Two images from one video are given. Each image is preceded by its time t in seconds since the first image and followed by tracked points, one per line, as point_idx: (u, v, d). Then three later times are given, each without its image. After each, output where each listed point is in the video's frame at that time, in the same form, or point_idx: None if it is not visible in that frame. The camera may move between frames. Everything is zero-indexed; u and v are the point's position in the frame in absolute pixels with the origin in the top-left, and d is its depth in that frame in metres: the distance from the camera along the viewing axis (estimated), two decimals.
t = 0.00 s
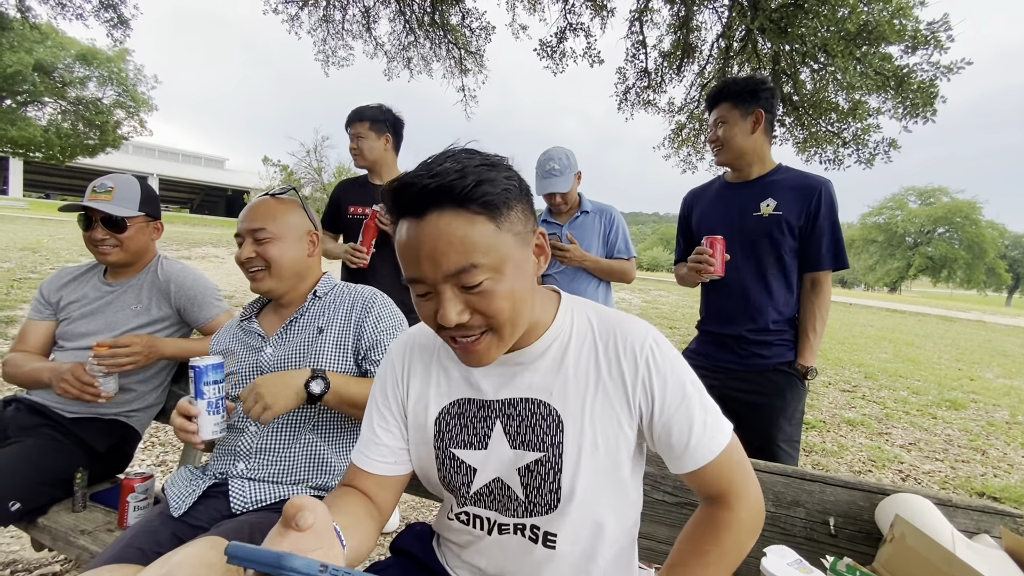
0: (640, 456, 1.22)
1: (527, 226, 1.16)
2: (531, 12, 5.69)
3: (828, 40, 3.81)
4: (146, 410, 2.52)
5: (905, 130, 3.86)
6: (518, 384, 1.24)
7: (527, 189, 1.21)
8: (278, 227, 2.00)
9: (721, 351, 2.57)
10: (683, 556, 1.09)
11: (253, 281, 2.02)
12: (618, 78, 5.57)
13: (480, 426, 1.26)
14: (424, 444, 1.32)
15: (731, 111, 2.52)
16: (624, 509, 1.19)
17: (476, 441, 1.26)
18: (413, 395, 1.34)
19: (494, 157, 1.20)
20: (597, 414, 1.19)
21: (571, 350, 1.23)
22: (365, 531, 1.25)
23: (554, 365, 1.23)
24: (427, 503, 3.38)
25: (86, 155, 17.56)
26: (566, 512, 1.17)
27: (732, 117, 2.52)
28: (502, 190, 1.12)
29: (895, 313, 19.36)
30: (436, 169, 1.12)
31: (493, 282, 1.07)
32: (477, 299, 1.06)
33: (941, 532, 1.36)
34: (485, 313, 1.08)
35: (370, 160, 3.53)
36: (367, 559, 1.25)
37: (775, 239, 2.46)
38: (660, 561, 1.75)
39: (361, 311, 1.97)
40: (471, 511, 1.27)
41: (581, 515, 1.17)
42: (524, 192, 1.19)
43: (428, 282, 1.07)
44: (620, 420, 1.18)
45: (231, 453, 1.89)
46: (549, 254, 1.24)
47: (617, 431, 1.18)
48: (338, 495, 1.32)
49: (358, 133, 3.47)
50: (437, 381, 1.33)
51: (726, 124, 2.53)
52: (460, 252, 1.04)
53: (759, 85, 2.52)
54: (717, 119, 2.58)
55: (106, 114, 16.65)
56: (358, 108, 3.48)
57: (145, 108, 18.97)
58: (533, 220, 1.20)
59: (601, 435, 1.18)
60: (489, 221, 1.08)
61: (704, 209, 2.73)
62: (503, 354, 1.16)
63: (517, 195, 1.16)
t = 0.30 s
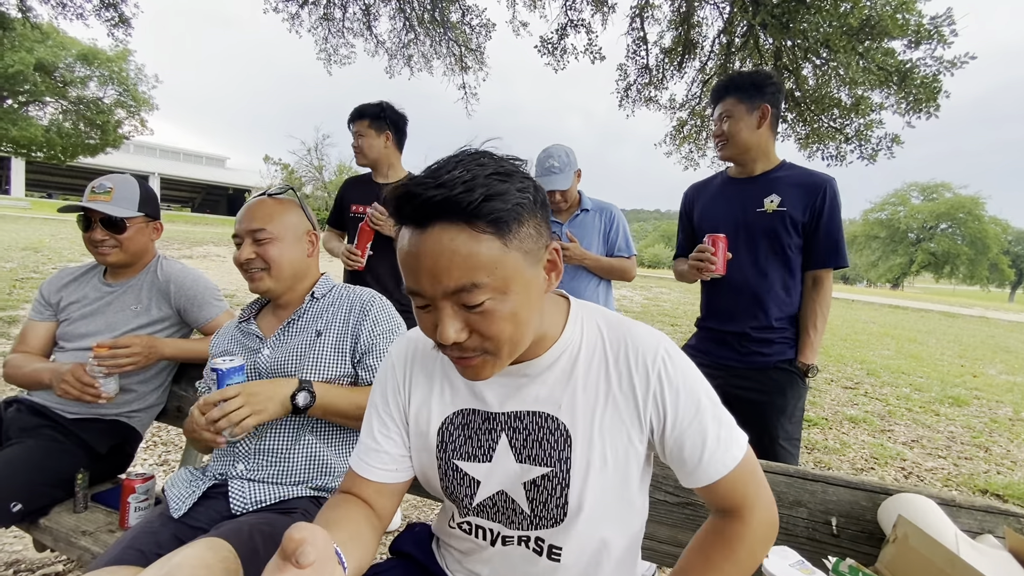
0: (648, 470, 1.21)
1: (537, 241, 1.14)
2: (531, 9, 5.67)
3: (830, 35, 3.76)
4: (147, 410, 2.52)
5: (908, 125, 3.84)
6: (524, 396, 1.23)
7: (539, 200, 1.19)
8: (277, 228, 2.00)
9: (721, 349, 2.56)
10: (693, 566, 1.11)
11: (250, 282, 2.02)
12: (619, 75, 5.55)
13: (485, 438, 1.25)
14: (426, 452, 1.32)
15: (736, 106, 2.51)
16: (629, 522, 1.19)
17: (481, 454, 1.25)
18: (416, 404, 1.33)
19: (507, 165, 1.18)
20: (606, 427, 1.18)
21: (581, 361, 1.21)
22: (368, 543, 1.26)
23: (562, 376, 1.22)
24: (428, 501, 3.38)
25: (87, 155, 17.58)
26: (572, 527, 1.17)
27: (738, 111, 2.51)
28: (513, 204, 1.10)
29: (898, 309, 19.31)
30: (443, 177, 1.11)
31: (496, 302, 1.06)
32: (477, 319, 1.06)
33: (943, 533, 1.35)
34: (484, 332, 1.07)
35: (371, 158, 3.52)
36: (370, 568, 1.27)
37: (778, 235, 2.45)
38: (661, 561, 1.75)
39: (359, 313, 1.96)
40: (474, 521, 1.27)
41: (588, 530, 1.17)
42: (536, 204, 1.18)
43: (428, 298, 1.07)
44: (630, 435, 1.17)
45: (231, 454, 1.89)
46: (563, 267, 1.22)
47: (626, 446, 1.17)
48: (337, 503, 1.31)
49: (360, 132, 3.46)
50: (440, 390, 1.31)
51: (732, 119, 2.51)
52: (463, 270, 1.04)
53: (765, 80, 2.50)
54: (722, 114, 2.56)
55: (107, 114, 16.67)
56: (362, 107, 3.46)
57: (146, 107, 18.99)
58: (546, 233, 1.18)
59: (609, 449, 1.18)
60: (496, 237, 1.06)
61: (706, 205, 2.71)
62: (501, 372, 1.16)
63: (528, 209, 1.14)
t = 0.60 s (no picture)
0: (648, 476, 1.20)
1: (544, 224, 1.16)
2: (533, 7, 5.66)
3: (834, 31, 3.75)
4: (152, 413, 2.53)
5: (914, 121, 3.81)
6: (524, 401, 1.23)
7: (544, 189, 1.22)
8: (283, 231, 1.99)
9: (722, 349, 2.55)
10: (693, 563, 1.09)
11: (254, 284, 2.01)
12: (622, 73, 5.53)
13: (485, 443, 1.25)
14: (426, 458, 1.32)
15: (751, 104, 2.48)
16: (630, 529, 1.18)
17: (481, 459, 1.25)
18: (416, 408, 1.33)
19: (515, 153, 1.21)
20: (607, 432, 1.17)
21: (582, 363, 1.21)
22: (371, 550, 1.26)
23: (561, 380, 1.22)
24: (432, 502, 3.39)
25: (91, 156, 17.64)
26: (573, 532, 1.17)
27: (752, 109, 2.47)
28: (524, 182, 1.12)
29: (903, 306, 19.20)
30: (458, 156, 1.13)
31: (508, 275, 1.06)
32: (489, 292, 1.05)
33: (950, 539, 1.34)
34: (495, 307, 1.06)
35: (382, 159, 3.52)
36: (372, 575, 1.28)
37: (784, 235, 2.43)
38: (664, 564, 1.74)
39: (361, 318, 1.97)
40: (475, 527, 1.27)
41: (588, 535, 1.17)
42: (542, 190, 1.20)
43: (440, 271, 1.06)
44: (630, 441, 1.16)
45: (235, 458, 1.89)
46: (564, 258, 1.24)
47: (625, 449, 1.16)
48: (337, 510, 1.31)
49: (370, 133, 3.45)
50: (440, 392, 1.31)
51: (745, 117, 2.48)
52: (478, 240, 1.04)
53: (777, 80, 2.49)
54: (734, 111, 2.52)
55: (111, 115, 16.73)
56: (372, 108, 3.45)
57: (149, 108, 19.05)
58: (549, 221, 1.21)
59: (610, 452, 1.17)
60: (509, 211, 1.08)
61: (710, 203, 2.69)
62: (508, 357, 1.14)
63: (536, 191, 1.16)
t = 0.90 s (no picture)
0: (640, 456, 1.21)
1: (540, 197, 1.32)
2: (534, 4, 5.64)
3: (837, 25, 3.72)
4: (155, 411, 2.55)
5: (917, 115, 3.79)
6: (515, 384, 1.24)
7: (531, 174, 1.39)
8: (288, 227, 2.00)
9: (724, 344, 2.55)
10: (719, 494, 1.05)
11: (258, 280, 2.02)
12: (623, 69, 5.51)
13: (479, 429, 1.25)
14: (422, 450, 1.32)
15: (768, 96, 2.44)
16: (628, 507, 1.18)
17: (476, 445, 1.25)
18: (410, 400, 1.33)
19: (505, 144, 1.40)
20: (598, 408, 1.18)
21: (568, 344, 1.24)
22: (366, 549, 1.27)
23: (551, 361, 1.24)
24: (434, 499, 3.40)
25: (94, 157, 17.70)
26: (572, 508, 1.17)
27: (769, 103, 2.44)
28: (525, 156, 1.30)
29: (907, 302, 19.13)
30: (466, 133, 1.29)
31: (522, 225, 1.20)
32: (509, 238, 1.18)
33: (953, 532, 1.33)
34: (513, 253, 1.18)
35: (395, 159, 3.53)
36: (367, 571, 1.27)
37: (786, 230, 2.43)
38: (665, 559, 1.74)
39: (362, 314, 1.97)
40: (477, 516, 1.27)
41: (588, 512, 1.17)
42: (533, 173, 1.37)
43: (463, 220, 1.18)
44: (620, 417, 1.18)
45: (238, 455, 1.90)
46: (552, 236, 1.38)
47: (616, 424, 1.18)
48: (335, 509, 1.32)
49: (380, 134, 3.45)
50: (432, 382, 1.32)
51: (763, 109, 2.43)
52: (497, 192, 1.18)
53: (790, 75, 2.48)
54: (749, 102, 2.47)
55: (113, 116, 16.80)
56: (378, 107, 3.43)
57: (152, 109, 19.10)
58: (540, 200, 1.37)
59: (603, 429, 1.18)
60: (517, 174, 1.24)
61: (712, 199, 2.68)
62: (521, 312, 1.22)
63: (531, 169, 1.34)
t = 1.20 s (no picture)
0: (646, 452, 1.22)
1: (524, 202, 1.24)
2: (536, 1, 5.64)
3: (840, 20, 3.71)
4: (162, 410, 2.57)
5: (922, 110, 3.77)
6: (520, 386, 1.25)
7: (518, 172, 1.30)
8: (290, 226, 2.01)
9: (728, 342, 2.55)
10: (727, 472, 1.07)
11: (261, 278, 2.03)
12: (626, 67, 5.50)
13: (485, 432, 1.26)
14: (428, 454, 1.33)
15: (790, 94, 2.41)
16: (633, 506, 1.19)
17: (482, 448, 1.26)
18: (416, 404, 1.34)
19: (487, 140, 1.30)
20: (603, 407, 1.20)
21: (572, 344, 1.26)
22: (371, 551, 1.28)
23: (555, 363, 1.25)
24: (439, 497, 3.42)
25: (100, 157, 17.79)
26: (579, 508, 1.19)
27: (790, 100, 2.42)
28: (500, 162, 1.21)
29: (912, 298, 19.04)
30: (435, 150, 1.21)
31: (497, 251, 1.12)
32: (482, 270, 1.11)
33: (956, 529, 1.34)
34: (489, 285, 1.11)
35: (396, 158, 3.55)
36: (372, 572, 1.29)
37: (789, 227, 2.43)
38: (668, 556, 1.74)
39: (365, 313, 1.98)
40: (484, 519, 1.27)
41: (594, 512, 1.19)
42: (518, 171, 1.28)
43: (432, 258, 1.12)
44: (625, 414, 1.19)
45: (244, 454, 1.91)
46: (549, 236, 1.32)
47: (621, 423, 1.19)
48: (338, 511, 1.34)
49: (379, 134, 3.45)
50: (437, 386, 1.34)
51: (784, 106, 2.41)
52: (464, 223, 1.11)
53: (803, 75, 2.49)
54: (770, 98, 2.42)
55: (118, 116, 16.87)
56: (373, 108, 3.44)
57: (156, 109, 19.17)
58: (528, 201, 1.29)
59: (608, 430, 1.19)
60: (488, 192, 1.15)
61: (716, 197, 2.67)
62: (510, 335, 1.18)
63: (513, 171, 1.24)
